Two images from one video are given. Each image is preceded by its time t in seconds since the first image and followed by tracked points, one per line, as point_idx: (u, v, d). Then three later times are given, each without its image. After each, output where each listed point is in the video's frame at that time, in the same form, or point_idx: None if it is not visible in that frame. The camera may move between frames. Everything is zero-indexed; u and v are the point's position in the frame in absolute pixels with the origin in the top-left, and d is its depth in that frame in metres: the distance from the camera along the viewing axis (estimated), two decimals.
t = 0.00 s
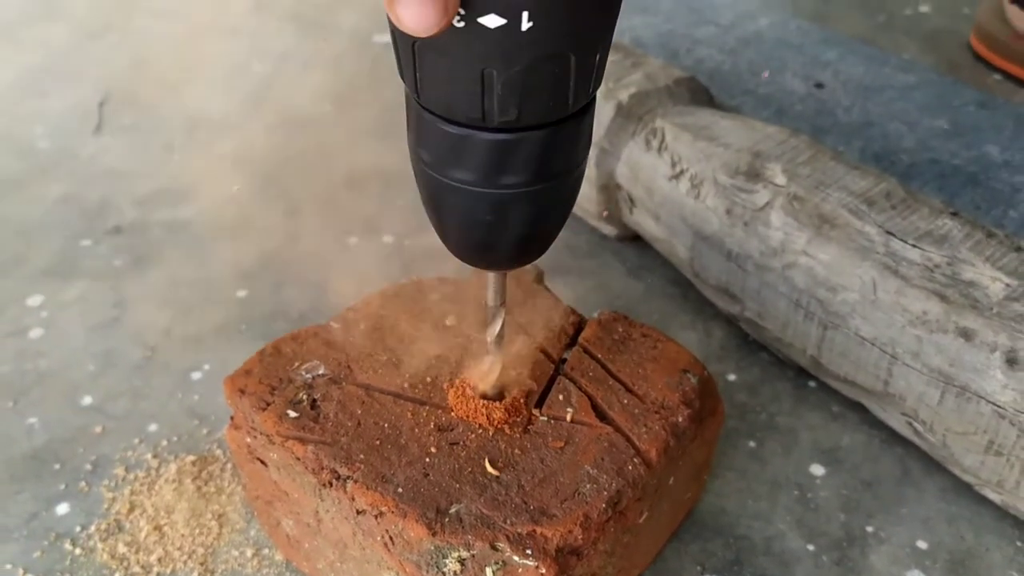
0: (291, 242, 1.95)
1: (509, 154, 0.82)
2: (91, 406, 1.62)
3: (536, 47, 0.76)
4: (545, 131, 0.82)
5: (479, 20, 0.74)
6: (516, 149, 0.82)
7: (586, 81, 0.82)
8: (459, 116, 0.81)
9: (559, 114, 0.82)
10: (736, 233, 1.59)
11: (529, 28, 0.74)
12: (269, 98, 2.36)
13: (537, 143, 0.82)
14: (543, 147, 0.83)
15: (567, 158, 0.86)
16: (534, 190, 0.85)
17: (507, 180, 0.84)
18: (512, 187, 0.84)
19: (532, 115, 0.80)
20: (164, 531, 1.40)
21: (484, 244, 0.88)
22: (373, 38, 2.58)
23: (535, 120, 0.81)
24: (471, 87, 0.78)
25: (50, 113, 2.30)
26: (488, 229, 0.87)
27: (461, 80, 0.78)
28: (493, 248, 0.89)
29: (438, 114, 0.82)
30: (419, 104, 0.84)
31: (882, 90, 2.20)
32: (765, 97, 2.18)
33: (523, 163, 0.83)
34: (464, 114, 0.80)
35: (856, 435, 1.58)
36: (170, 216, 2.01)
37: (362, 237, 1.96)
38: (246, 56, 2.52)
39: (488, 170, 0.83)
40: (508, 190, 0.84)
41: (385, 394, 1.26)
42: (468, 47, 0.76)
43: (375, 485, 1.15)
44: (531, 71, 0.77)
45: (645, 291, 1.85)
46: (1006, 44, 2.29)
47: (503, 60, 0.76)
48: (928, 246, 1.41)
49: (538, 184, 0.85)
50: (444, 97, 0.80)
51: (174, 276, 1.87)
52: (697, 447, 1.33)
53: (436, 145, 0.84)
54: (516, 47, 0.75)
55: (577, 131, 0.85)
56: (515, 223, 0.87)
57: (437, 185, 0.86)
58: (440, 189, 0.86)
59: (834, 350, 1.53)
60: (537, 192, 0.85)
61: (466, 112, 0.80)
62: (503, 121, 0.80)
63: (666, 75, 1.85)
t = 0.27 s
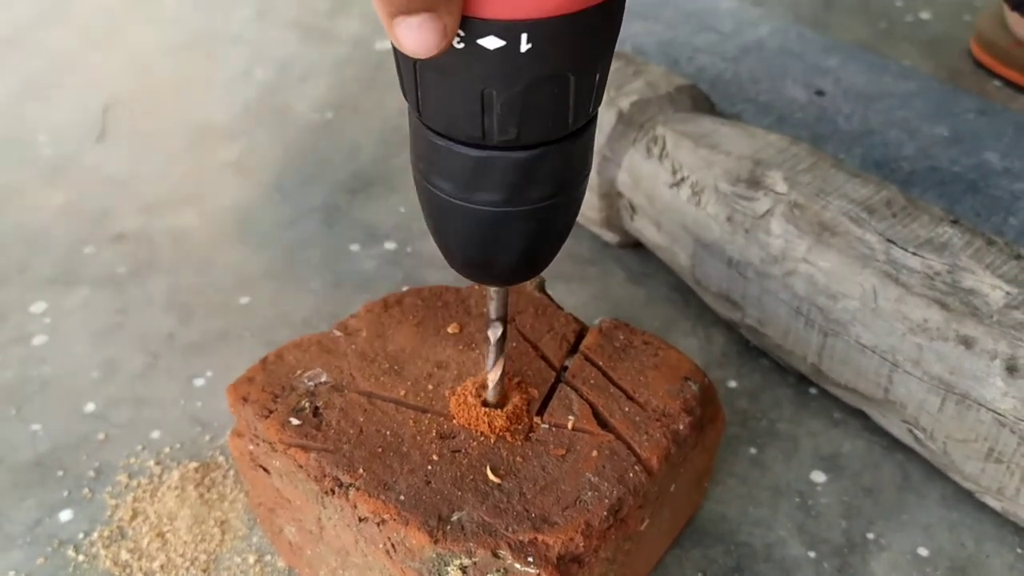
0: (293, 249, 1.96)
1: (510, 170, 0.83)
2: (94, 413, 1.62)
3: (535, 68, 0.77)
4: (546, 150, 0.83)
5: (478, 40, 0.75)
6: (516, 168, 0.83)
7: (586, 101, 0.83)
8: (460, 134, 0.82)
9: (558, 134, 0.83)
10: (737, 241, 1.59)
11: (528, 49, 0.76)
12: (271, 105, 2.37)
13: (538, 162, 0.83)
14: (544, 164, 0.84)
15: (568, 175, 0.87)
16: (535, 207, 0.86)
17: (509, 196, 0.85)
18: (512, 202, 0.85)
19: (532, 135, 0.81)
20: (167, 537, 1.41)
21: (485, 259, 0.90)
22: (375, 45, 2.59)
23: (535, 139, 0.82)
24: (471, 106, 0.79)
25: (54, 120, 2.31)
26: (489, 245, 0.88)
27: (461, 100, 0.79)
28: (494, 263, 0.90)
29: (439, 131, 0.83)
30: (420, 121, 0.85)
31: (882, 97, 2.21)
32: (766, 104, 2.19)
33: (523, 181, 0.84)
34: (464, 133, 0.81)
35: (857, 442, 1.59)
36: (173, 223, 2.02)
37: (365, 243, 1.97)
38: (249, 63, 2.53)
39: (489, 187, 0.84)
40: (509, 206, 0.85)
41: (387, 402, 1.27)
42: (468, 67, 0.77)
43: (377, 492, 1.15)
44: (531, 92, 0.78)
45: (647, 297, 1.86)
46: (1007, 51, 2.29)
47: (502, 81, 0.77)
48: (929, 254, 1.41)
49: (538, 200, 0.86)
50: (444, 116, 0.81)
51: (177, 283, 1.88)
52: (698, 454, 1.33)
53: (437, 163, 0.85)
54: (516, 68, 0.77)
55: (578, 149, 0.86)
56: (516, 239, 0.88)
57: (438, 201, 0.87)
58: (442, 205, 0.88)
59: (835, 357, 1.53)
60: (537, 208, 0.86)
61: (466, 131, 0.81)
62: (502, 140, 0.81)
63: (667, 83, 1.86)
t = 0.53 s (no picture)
0: (295, 255, 1.96)
1: (513, 182, 0.84)
2: (98, 419, 1.63)
3: (539, 79, 0.78)
4: (550, 160, 0.84)
5: (483, 52, 0.76)
6: (521, 178, 0.84)
7: (588, 112, 0.84)
8: (464, 144, 0.82)
9: (562, 144, 0.84)
10: (738, 248, 1.60)
11: (532, 60, 0.77)
12: (274, 111, 2.38)
13: (541, 173, 0.84)
14: (547, 176, 0.85)
15: (571, 186, 0.88)
16: (538, 218, 0.87)
17: (511, 208, 0.86)
18: (515, 214, 0.86)
19: (536, 145, 0.82)
20: (170, 543, 1.41)
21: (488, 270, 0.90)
22: (377, 51, 2.60)
23: (538, 149, 0.82)
24: (476, 117, 0.80)
25: (57, 126, 2.32)
26: (492, 255, 0.89)
27: (466, 111, 0.80)
28: (496, 272, 0.91)
29: (443, 141, 0.84)
30: (425, 131, 0.86)
31: (882, 103, 2.22)
32: (766, 110, 2.20)
33: (526, 191, 0.85)
34: (469, 143, 0.82)
35: (858, 448, 1.59)
36: (175, 229, 2.03)
37: (367, 249, 1.97)
38: (251, 69, 2.54)
39: (492, 197, 0.85)
40: (512, 217, 0.86)
41: (390, 408, 1.27)
42: (473, 77, 0.78)
43: (380, 499, 1.16)
44: (535, 102, 0.79)
45: (648, 304, 1.86)
46: (1007, 57, 2.31)
47: (507, 91, 0.78)
48: (929, 261, 1.42)
49: (540, 211, 0.87)
50: (449, 126, 0.82)
51: (180, 289, 1.88)
52: (700, 461, 1.34)
53: (442, 173, 0.86)
54: (520, 79, 0.78)
55: (581, 160, 0.87)
56: (517, 249, 0.89)
57: (443, 210, 0.88)
58: (445, 215, 0.88)
59: (836, 364, 1.54)
60: (540, 220, 0.87)
61: (471, 141, 0.82)
62: (506, 150, 0.82)
63: (668, 90, 1.87)
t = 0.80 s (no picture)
0: (296, 261, 1.97)
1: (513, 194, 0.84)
2: (99, 426, 1.63)
3: (538, 92, 0.79)
4: (549, 172, 0.85)
5: (482, 65, 0.77)
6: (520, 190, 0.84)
7: (588, 125, 0.85)
8: (464, 157, 0.83)
9: (562, 156, 0.84)
10: (738, 255, 1.60)
11: (531, 74, 0.78)
12: (275, 118, 2.38)
13: (541, 186, 0.85)
14: (546, 188, 0.85)
15: (570, 197, 0.88)
16: (537, 229, 0.87)
17: (511, 220, 0.86)
18: (514, 225, 0.86)
19: (536, 158, 0.83)
20: (172, 550, 1.41)
21: (488, 281, 0.91)
22: (377, 58, 2.61)
23: (538, 161, 0.83)
24: (475, 130, 0.81)
25: (59, 133, 2.33)
26: (491, 266, 0.89)
27: (465, 124, 0.81)
28: (495, 283, 0.92)
29: (443, 154, 0.85)
30: (425, 144, 0.87)
31: (882, 110, 2.22)
32: (766, 117, 2.20)
33: (526, 202, 0.85)
34: (469, 156, 0.83)
35: (858, 454, 1.59)
36: (177, 236, 2.03)
37: (368, 256, 1.98)
38: (252, 76, 2.54)
39: (492, 208, 0.85)
40: (511, 229, 0.86)
41: (390, 415, 1.28)
42: (472, 91, 0.79)
43: (381, 506, 1.16)
44: (534, 116, 0.80)
45: (649, 310, 1.87)
46: (1007, 63, 2.31)
47: (506, 104, 0.79)
48: (929, 268, 1.43)
49: (540, 223, 0.87)
50: (449, 139, 0.83)
51: (182, 295, 1.89)
52: (700, 467, 1.34)
53: (442, 186, 0.86)
54: (519, 93, 0.78)
55: (580, 172, 0.88)
56: (516, 261, 0.89)
57: (442, 222, 0.89)
58: (445, 226, 0.89)
59: (836, 370, 1.54)
60: (539, 232, 0.88)
61: (470, 154, 0.82)
62: (505, 162, 0.82)
63: (668, 97, 1.87)
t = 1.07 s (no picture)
0: (298, 267, 1.97)
1: (514, 207, 0.85)
2: (100, 431, 1.63)
3: (542, 107, 0.80)
4: (552, 185, 0.85)
5: (487, 81, 0.78)
6: (522, 203, 0.85)
7: (591, 138, 0.85)
8: (468, 170, 0.84)
9: (565, 169, 0.85)
10: (739, 260, 1.60)
11: (536, 89, 0.79)
12: (276, 124, 2.39)
13: (543, 198, 0.85)
14: (547, 201, 0.86)
15: (572, 209, 0.89)
16: (539, 241, 0.88)
17: (513, 232, 0.86)
18: (516, 237, 0.87)
19: (539, 169, 0.83)
20: (173, 555, 1.41)
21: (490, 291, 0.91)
22: (378, 64, 2.61)
23: (541, 175, 0.84)
24: (480, 144, 0.81)
25: (61, 138, 2.33)
26: (493, 277, 0.90)
27: (470, 138, 0.81)
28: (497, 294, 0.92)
29: (445, 165, 0.85)
30: (428, 155, 0.87)
31: (882, 116, 2.23)
32: (766, 123, 2.21)
33: (528, 214, 0.86)
34: (472, 169, 0.83)
35: (859, 460, 1.59)
36: (179, 242, 2.03)
37: (369, 262, 1.98)
38: (253, 82, 2.55)
39: (494, 220, 0.86)
40: (515, 240, 0.87)
41: (392, 421, 1.28)
42: (477, 106, 0.80)
43: (382, 512, 1.16)
44: (538, 131, 0.81)
45: (650, 316, 1.87)
46: (1007, 69, 2.32)
47: (510, 119, 0.80)
48: (929, 274, 1.43)
49: (543, 235, 0.88)
50: (453, 154, 0.84)
51: (183, 301, 1.89)
52: (702, 473, 1.34)
53: (444, 198, 0.87)
54: (523, 108, 0.79)
55: (582, 182, 0.88)
56: (518, 272, 0.89)
57: (445, 233, 0.89)
58: (447, 237, 0.89)
59: (836, 376, 1.54)
60: (541, 244, 0.88)
61: (475, 169, 0.83)
62: (510, 176, 0.83)
63: (669, 103, 1.88)
